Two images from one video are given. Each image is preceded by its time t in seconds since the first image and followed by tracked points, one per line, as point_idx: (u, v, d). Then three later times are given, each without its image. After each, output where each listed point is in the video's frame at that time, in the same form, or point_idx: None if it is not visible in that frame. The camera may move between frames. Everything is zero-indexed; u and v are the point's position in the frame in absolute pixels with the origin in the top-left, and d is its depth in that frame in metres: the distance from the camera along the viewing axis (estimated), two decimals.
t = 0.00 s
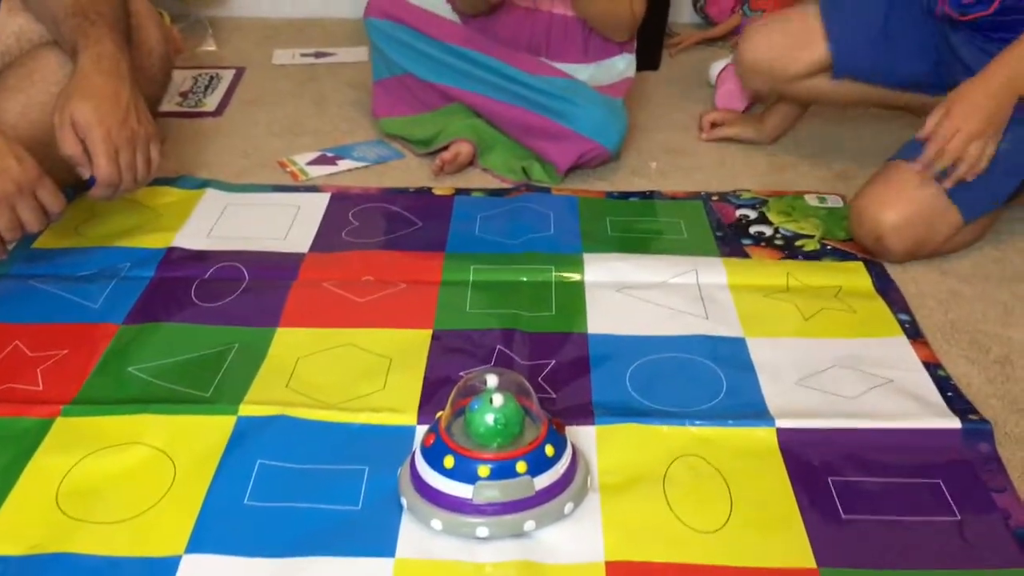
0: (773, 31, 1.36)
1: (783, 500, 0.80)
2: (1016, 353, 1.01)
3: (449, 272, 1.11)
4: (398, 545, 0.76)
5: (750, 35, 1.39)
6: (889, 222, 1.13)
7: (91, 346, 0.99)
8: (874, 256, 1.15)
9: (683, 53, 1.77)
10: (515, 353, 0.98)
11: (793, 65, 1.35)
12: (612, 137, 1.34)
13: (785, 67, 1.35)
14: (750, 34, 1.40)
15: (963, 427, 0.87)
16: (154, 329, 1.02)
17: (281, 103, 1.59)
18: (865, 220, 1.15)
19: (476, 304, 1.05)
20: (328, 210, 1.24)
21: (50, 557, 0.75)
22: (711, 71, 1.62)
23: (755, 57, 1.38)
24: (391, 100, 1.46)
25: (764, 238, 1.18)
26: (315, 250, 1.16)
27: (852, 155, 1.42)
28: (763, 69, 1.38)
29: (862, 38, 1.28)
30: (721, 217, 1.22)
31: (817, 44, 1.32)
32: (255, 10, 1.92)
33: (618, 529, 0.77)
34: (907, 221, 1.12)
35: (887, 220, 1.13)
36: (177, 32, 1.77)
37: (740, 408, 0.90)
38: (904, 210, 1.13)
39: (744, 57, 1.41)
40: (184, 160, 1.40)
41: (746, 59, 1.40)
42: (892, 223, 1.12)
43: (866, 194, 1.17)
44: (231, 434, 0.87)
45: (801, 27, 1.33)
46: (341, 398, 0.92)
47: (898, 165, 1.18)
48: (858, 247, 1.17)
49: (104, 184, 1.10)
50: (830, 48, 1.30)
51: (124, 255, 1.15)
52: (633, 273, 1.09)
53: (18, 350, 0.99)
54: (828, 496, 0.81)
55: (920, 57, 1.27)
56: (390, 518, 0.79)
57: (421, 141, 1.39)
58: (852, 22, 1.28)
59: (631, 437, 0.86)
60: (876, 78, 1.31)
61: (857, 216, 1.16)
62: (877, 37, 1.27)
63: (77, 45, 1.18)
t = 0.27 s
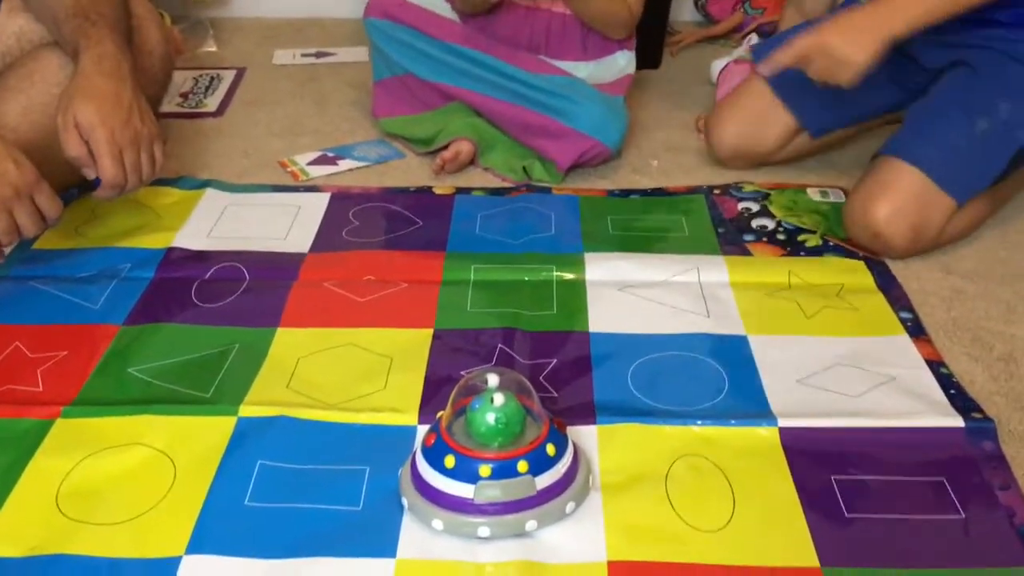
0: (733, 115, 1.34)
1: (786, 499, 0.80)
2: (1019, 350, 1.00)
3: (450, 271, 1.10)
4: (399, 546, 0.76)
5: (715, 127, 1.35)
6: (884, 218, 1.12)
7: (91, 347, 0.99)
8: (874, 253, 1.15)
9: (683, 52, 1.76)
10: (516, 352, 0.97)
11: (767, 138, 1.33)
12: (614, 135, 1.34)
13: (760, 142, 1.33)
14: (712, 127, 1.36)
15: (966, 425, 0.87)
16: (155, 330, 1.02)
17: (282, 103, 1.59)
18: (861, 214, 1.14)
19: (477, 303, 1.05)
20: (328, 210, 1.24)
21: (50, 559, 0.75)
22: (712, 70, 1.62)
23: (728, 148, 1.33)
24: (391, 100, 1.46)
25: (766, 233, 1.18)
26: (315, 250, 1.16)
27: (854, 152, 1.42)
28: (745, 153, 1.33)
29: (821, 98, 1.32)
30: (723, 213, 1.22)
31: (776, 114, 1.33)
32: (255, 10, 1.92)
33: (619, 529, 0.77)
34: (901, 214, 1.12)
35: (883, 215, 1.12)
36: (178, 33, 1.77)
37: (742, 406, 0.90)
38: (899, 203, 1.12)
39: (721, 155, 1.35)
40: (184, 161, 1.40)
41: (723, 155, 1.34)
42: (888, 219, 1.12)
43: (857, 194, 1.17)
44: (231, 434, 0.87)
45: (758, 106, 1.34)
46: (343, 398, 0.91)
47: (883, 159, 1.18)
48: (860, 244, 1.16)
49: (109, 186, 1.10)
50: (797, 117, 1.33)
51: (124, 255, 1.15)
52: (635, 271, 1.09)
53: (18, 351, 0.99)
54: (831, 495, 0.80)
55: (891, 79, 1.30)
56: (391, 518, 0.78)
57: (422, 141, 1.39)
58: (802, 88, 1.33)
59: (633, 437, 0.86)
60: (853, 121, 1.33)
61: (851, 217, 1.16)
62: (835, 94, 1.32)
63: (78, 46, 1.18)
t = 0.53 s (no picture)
0: (681, 110, 1.30)
1: (785, 486, 0.79)
2: (1019, 335, 1.00)
3: (446, 258, 1.09)
4: (396, 535, 0.75)
5: (662, 124, 1.31)
6: (872, 197, 1.12)
7: (84, 336, 0.98)
8: (870, 236, 1.15)
9: (682, 37, 1.74)
10: (513, 339, 0.96)
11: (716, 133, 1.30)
12: (611, 120, 1.33)
13: (709, 137, 1.30)
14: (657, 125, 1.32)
15: (966, 411, 0.86)
16: (149, 319, 1.01)
17: (276, 90, 1.58)
18: (849, 196, 1.15)
19: (473, 290, 1.04)
20: (323, 198, 1.23)
21: (43, 549, 0.74)
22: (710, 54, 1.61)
23: (678, 143, 1.30)
24: (387, 86, 1.44)
25: (764, 217, 1.17)
26: (310, 238, 1.15)
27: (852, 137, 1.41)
28: (695, 148, 1.30)
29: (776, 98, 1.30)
30: (721, 197, 1.21)
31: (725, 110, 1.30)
32: None
33: (617, 517, 0.76)
34: (889, 191, 1.12)
35: (872, 194, 1.12)
36: (171, 20, 1.76)
37: (741, 393, 0.89)
38: (885, 180, 1.13)
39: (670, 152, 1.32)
40: (178, 149, 1.39)
41: (673, 150, 1.31)
42: (878, 197, 1.12)
43: (845, 180, 1.17)
44: (226, 423, 0.86)
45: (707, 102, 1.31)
46: (339, 386, 0.91)
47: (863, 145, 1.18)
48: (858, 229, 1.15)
49: (103, 176, 1.09)
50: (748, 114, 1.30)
51: (118, 244, 1.14)
52: (633, 257, 1.08)
53: (11, 340, 0.98)
54: (830, 482, 0.80)
55: (858, 73, 1.30)
56: (388, 507, 0.78)
57: (418, 128, 1.38)
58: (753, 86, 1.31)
59: (631, 424, 0.85)
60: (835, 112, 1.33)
61: (842, 203, 1.15)
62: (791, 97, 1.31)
63: (70, 33, 1.17)
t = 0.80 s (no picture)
0: (673, 109, 1.30)
1: (788, 485, 0.79)
2: None
3: (446, 256, 1.09)
4: (396, 534, 0.75)
5: (654, 123, 1.30)
6: (873, 194, 1.11)
7: (83, 335, 0.98)
8: (872, 235, 1.14)
9: (683, 36, 1.73)
10: (514, 338, 0.96)
11: (708, 133, 1.30)
12: (612, 118, 1.32)
13: (701, 136, 1.30)
14: (649, 123, 1.32)
15: (970, 410, 0.86)
16: (148, 317, 1.01)
17: (276, 88, 1.57)
18: (849, 193, 1.14)
19: (474, 289, 1.04)
20: (323, 196, 1.23)
21: (42, 548, 0.74)
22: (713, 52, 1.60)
23: (669, 141, 1.29)
24: (387, 85, 1.44)
25: (766, 215, 1.16)
26: (311, 236, 1.14)
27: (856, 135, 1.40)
28: (687, 147, 1.30)
29: (770, 103, 1.30)
30: (723, 196, 1.21)
31: (718, 111, 1.30)
32: None
33: (619, 516, 0.76)
34: (889, 187, 1.11)
35: (872, 191, 1.12)
36: (172, 19, 1.75)
37: (744, 392, 0.89)
38: (885, 177, 1.12)
39: (660, 152, 1.31)
40: (178, 147, 1.38)
41: (664, 149, 1.31)
42: (879, 193, 1.11)
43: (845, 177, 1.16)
44: (226, 421, 0.86)
45: (699, 102, 1.31)
46: (338, 385, 0.90)
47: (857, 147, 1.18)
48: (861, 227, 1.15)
49: (102, 174, 1.09)
50: (742, 116, 1.30)
51: (118, 242, 1.13)
52: (634, 256, 1.08)
53: (10, 338, 0.98)
54: (833, 481, 0.79)
55: (851, 80, 1.29)
56: (389, 506, 0.77)
57: (419, 126, 1.37)
58: (747, 90, 1.31)
59: (633, 422, 0.85)
60: (832, 117, 1.31)
61: (841, 201, 1.15)
62: (785, 102, 1.31)
63: (69, 30, 1.17)
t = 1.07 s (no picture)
0: (681, 94, 1.28)
1: (796, 473, 0.78)
2: None
3: (452, 244, 1.08)
4: (403, 523, 0.74)
5: (661, 108, 1.29)
6: (884, 177, 1.11)
7: (88, 324, 0.98)
8: (882, 220, 1.13)
9: (690, 20, 1.71)
10: (520, 326, 0.95)
11: (716, 114, 1.28)
12: (618, 104, 1.31)
13: (709, 119, 1.28)
14: (656, 108, 1.30)
15: (980, 396, 0.85)
16: (153, 306, 1.00)
17: (280, 75, 1.56)
18: (859, 176, 1.13)
19: (480, 276, 1.03)
20: (328, 183, 1.22)
21: (48, 539, 0.74)
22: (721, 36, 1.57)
23: (676, 124, 1.28)
24: (392, 72, 1.43)
25: (775, 200, 1.15)
26: (315, 224, 1.14)
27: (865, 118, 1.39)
28: (694, 131, 1.28)
29: (779, 86, 1.28)
30: (731, 181, 1.20)
31: (726, 95, 1.28)
32: None
33: (626, 505, 0.75)
34: (901, 169, 1.10)
35: (883, 174, 1.11)
36: (175, 6, 1.74)
37: (752, 379, 0.88)
38: (896, 160, 1.11)
39: (668, 135, 1.30)
40: (183, 135, 1.38)
41: (671, 133, 1.29)
42: (890, 176, 1.10)
43: (855, 160, 1.15)
44: (232, 411, 0.86)
45: (706, 86, 1.29)
46: (344, 374, 0.90)
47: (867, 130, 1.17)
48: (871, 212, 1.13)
49: (105, 163, 1.08)
50: (750, 98, 1.28)
51: (122, 231, 1.13)
52: (641, 243, 1.07)
53: (15, 328, 0.98)
54: (842, 468, 0.79)
55: (858, 69, 1.30)
56: (395, 496, 0.77)
57: (424, 113, 1.36)
58: (755, 72, 1.29)
59: (640, 410, 0.84)
60: (841, 104, 1.30)
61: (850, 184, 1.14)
62: (793, 84, 1.29)
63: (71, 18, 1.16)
